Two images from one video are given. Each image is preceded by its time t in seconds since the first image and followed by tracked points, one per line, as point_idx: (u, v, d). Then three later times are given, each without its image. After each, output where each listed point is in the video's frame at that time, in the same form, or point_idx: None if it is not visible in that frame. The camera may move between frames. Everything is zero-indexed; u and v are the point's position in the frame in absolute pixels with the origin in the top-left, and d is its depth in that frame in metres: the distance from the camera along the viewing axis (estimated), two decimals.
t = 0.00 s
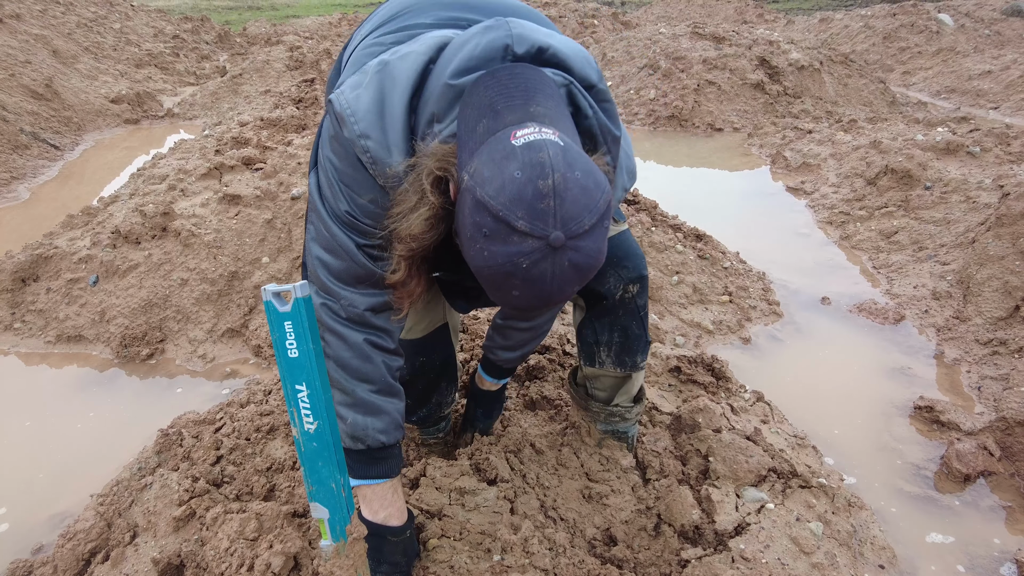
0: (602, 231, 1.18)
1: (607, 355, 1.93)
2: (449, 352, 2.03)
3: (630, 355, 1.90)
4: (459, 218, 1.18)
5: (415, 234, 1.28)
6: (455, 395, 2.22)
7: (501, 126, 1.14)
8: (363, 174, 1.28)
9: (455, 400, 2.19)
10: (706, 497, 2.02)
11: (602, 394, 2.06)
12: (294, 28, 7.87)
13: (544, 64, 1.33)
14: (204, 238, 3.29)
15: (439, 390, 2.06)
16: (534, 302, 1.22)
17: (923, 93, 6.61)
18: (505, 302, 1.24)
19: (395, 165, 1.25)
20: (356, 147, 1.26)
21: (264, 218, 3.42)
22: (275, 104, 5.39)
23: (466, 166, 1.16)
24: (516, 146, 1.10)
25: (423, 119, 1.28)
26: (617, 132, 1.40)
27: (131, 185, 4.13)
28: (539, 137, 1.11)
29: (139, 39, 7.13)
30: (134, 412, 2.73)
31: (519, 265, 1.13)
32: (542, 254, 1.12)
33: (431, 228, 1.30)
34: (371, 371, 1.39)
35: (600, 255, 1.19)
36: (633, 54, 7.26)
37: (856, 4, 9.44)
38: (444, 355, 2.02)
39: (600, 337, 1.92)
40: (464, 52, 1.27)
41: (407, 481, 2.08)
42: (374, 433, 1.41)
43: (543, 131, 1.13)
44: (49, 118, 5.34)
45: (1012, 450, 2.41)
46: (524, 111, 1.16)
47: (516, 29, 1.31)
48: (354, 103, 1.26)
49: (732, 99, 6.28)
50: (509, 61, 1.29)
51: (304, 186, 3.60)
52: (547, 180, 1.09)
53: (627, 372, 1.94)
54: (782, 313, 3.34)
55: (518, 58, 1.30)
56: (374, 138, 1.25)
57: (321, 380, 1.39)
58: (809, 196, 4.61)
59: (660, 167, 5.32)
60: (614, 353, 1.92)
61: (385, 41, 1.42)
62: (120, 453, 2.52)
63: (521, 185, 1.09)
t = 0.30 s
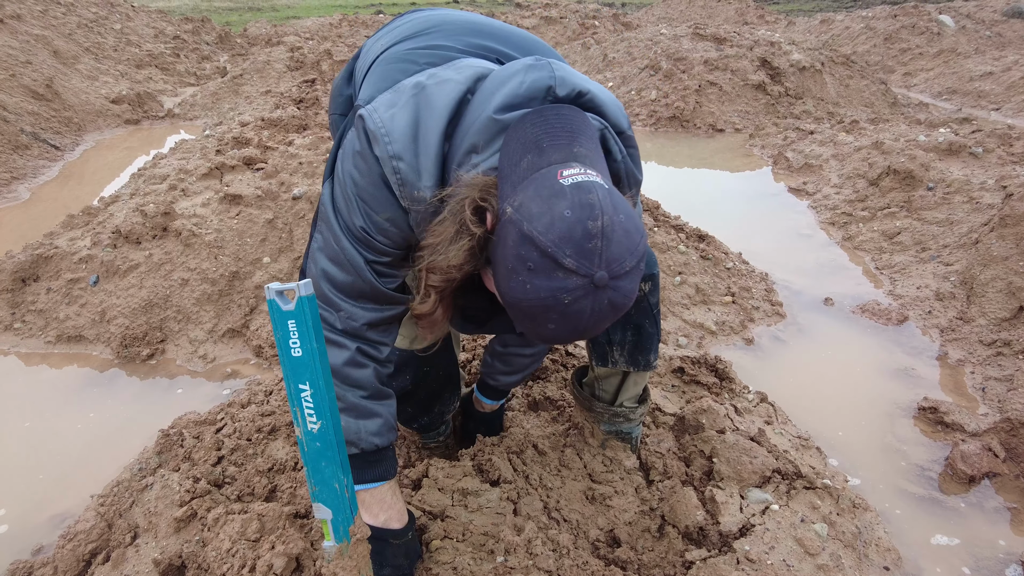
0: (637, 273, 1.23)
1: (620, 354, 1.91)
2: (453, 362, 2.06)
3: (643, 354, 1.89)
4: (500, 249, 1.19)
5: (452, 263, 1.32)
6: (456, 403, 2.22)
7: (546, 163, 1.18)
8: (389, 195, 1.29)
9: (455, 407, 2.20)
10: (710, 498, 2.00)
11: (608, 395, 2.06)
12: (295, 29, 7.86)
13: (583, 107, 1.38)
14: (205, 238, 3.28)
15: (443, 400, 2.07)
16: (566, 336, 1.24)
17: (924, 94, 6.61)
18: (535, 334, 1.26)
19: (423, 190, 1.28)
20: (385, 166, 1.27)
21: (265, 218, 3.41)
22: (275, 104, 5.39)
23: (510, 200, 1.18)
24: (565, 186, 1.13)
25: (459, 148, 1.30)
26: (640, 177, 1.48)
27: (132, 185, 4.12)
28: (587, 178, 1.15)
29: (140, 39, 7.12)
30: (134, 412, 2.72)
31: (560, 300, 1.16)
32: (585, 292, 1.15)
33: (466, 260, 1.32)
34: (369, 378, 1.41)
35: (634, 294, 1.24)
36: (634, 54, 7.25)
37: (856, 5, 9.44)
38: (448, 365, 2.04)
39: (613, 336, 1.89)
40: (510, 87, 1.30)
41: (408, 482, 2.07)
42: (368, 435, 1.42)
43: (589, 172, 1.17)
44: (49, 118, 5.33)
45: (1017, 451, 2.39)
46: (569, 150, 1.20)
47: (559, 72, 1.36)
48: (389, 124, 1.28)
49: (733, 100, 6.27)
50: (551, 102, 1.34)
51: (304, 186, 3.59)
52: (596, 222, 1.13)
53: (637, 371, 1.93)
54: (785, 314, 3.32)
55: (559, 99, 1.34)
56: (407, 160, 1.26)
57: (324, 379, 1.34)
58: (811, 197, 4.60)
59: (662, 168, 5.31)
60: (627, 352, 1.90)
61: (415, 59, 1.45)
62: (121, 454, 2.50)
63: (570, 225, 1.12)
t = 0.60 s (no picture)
0: (651, 273, 1.24)
1: (618, 351, 1.91)
2: (452, 366, 2.07)
3: (640, 351, 1.89)
4: (513, 252, 1.20)
5: (465, 267, 1.33)
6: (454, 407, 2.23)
7: (558, 164, 1.19)
8: (395, 197, 1.30)
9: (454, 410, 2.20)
10: (705, 500, 2.01)
11: (605, 394, 2.06)
12: (295, 30, 7.87)
13: (590, 106, 1.42)
14: (204, 239, 3.28)
15: (442, 402, 2.07)
16: (581, 337, 1.25)
17: (924, 97, 6.61)
18: (549, 335, 1.27)
19: (428, 191, 1.30)
20: (390, 169, 1.28)
21: (264, 219, 3.42)
22: (275, 105, 5.39)
23: (523, 202, 1.18)
24: (579, 188, 1.14)
25: (467, 150, 1.32)
26: (648, 171, 1.55)
27: (131, 185, 4.13)
28: (601, 180, 1.16)
29: (140, 40, 7.13)
30: (132, 412, 2.72)
31: (576, 303, 1.17)
32: (600, 294, 1.16)
33: (479, 263, 1.34)
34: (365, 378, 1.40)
35: (648, 295, 1.25)
36: (634, 56, 7.26)
37: (857, 8, 9.44)
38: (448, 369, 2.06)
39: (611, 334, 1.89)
40: (518, 88, 1.34)
41: (406, 483, 2.07)
42: (366, 437, 1.44)
43: (602, 173, 1.18)
44: (50, 118, 5.34)
45: (1013, 454, 2.39)
46: (581, 151, 1.22)
47: (566, 71, 1.39)
48: (393, 126, 1.28)
49: (733, 102, 6.28)
50: (559, 101, 1.37)
51: (303, 187, 3.59)
52: (611, 225, 1.14)
53: (634, 368, 1.93)
54: (783, 316, 3.33)
55: (566, 98, 1.38)
56: (412, 162, 1.28)
57: (320, 379, 1.34)
58: (810, 199, 4.61)
59: (661, 169, 5.31)
60: (625, 350, 1.90)
61: (416, 59, 1.46)
62: (119, 453, 2.51)
63: (585, 228, 1.13)
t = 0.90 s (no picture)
0: (641, 265, 1.25)
1: (615, 349, 1.93)
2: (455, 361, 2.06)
3: (638, 349, 1.90)
4: (502, 244, 1.22)
5: (458, 260, 1.34)
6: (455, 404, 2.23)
7: (547, 156, 1.20)
8: (391, 195, 1.30)
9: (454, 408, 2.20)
10: (705, 501, 2.01)
11: (604, 394, 2.08)
12: (296, 30, 7.88)
13: (581, 92, 1.40)
14: (205, 239, 3.29)
15: (443, 399, 2.07)
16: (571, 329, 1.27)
17: (924, 99, 6.62)
18: (539, 327, 1.28)
19: (425, 188, 1.29)
20: (386, 168, 1.28)
21: (264, 219, 3.42)
22: (276, 105, 5.40)
23: (512, 194, 1.20)
24: (565, 180, 1.16)
25: (458, 143, 1.31)
26: (649, 155, 1.51)
27: (132, 185, 4.13)
28: (588, 171, 1.17)
29: (142, 40, 7.14)
30: (132, 412, 2.73)
31: (563, 295, 1.18)
32: (586, 286, 1.17)
33: (472, 255, 1.35)
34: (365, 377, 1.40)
35: (637, 286, 1.26)
36: (635, 58, 7.27)
37: (857, 11, 9.46)
38: (450, 364, 2.04)
39: (608, 331, 1.91)
40: (506, 78, 1.33)
41: (407, 482, 2.06)
42: (368, 437, 1.42)
43: (589, 165, 1.19)
44: (51, 118, 5.35)
45: (1012, 456, 2.40)
46: (570, 141, 1.22)
47: (555, 59, 1.38)
48: (386, 125, 1.29)
49: (733, 104, 6.29)
50: (548, 90, 1.36)
51: (304, 187, 3.60)
52: (596, 217, 1.15)
53: (632, 366, 1.95)
54: (783, 318, 3.33)
55: (556, 86, 1.37)
56: (406, 159, 1.28)
57: (321, 379, 1.35)
58: (810, 201, 4.61)
59: (662, 171, 5.32)
60: (622, 348, 1.92)
61: (406, 57, 1.46)
62: (119, 453, 2.51)
63: (571, 220, 1.14)
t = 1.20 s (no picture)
0: (616, 223, 1.21)
1: (609, 350, 1.95)
2: (452, 355, 2.05)
3: (632, 350, 1.92)
4: (477, 210, 1.21)
5: (441, 232, 1.29)
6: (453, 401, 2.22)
7: (518, 119, 1.19)
8: (380, 179, 1.30)
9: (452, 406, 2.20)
10: (703, 503, 2.02)
11: (601, 395, 2.08)
12: (298, 30, 7.89)
13: (557, 59, 1.40)
14: (205, 238, 3.29)
15: (441, 392, 2.07)
16: (550, 292, 1.23)
17: (925, 102, 6.62)
18: (520, 293, 1.26)
19: (412, 166, 1.28)
20: (373, 151, 1.28)
21: (264, 219, 3.43)
22: (277, 105, 5.40)
23: (484, 159, 1.19)
24: (533, 139, 1.14)
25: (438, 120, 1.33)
26: (633, 121, 1.49)
27: (132, 184, 4.13)
28: (556, 130, 1.15)
29: (143, 39, 7.15)
30: (132, 411, 2.73)
31: (535, 255, 1.15)
32: (557, 244, 1.14)
33: (454, 224, 1.31)
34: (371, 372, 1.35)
35: (616, 245, 1.22)
36: (636, 59, 7.28)
37: (858, 14, 9.48)
38: (446, 357, 2.03)
39: (602, 332, 1.93)
40: (478, 52, 1.34)
41: (405, 482, 2.06)
42: (371, 435, 1.37)
43: (559, 124, 1.16)
44: (52, 117, 5.35)
45: (1010, 460, 2.40)
46: (541, 104, 1.21)
47: (527, 28, 1.38)
48: (370, 110, 1.29)
49: (734, 106, 6.30)
50: (522, 58, 1.36)
51: (304, 187, 3.61)
52: (563, 171, 1.12)
53: (626, 368, 1.96)
54: (782, 320, 3.33)
55: (530, 55, 1.37)
56: (392, 142, 1.28)
57: (320, 380, 1.36)
58: (809, 204, 4.61)
59: (661, 172, 5.32)
60: (616, 349, 1.94)
61: (390, 44, 1.48)
62: (118, 451, 2.51)
63: (538, 177, 1.12)
